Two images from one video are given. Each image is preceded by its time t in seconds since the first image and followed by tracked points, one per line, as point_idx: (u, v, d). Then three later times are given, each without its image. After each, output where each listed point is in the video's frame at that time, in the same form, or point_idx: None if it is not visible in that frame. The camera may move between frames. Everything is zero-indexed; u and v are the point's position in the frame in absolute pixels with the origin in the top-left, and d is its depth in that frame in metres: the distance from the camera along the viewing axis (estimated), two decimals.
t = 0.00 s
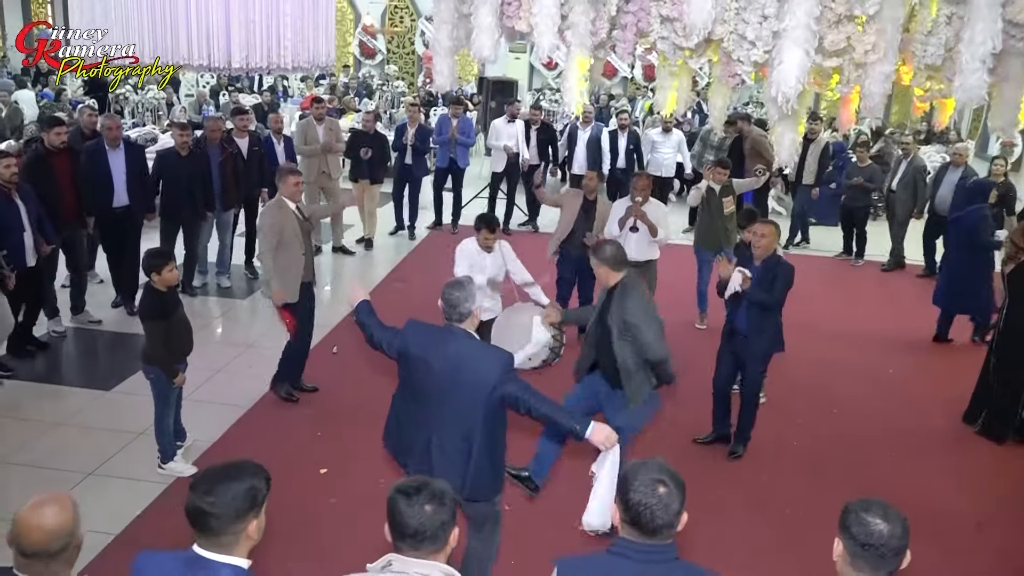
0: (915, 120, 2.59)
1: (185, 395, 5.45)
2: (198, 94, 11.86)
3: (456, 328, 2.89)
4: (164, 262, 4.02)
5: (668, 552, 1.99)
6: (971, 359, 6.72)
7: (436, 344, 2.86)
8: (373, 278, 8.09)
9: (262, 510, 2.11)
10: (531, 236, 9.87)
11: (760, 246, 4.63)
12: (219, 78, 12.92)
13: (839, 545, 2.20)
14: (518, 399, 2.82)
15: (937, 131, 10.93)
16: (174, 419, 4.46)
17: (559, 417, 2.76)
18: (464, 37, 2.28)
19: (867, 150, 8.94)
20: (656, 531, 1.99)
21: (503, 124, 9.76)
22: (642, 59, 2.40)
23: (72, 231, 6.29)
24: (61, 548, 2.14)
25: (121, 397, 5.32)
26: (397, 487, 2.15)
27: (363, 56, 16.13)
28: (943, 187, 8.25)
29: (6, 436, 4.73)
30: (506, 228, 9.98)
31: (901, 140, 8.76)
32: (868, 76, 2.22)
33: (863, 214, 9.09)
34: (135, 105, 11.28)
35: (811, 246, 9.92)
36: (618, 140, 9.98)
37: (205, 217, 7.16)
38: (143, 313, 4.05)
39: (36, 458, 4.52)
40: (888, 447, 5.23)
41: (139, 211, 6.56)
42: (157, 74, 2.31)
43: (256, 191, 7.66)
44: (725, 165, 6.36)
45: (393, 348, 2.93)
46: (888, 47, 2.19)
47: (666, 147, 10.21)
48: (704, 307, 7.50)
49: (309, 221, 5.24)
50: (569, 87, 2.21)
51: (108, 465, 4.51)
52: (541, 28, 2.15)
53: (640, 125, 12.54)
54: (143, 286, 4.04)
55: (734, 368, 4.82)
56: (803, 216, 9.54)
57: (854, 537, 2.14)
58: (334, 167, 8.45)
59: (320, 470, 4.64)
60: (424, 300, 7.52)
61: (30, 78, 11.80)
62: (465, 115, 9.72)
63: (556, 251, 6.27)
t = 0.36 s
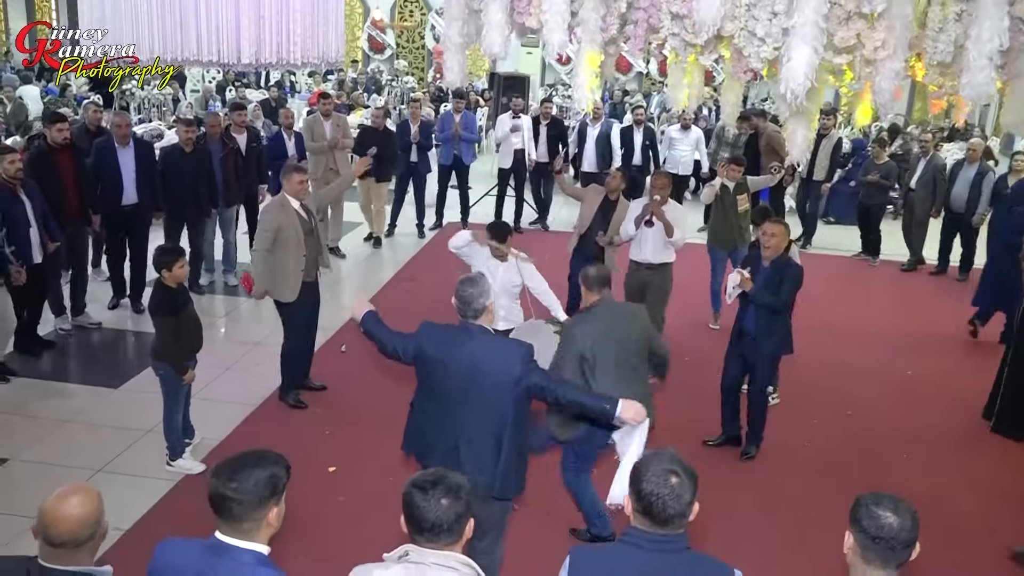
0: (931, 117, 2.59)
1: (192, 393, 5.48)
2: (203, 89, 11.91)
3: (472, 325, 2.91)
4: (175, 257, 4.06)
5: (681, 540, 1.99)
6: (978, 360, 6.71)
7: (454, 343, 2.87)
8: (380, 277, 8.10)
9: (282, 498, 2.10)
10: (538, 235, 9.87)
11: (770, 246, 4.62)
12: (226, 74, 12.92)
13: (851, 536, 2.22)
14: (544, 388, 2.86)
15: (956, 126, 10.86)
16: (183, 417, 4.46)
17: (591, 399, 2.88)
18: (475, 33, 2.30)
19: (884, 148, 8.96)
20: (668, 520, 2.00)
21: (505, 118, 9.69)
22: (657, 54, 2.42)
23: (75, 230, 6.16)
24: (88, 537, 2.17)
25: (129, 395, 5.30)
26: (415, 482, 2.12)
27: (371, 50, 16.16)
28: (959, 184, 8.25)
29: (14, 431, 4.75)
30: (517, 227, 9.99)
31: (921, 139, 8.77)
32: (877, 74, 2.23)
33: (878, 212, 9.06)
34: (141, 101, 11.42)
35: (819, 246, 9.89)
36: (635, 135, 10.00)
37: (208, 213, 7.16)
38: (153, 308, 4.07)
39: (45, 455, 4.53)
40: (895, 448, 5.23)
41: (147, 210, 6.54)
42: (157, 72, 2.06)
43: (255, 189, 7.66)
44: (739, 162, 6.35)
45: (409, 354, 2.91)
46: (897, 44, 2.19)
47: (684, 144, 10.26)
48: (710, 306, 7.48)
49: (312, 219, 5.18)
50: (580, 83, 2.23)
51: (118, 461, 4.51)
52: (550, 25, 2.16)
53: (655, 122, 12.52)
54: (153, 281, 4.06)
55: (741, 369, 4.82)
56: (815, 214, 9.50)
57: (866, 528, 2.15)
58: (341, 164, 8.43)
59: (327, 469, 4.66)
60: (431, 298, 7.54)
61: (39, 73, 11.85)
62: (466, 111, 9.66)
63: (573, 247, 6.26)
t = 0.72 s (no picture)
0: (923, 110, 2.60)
1: (189, 391, 5.50)
2: (199, 84, 11.90)
3: (472, 320, 2.93)
4: (173, 253, 4.09)
5: (656, 529, 2.01)
6: (975, 358, 6.72)
7: (457, 340, 2.88)
8: (381, 275, 8.12)
9: (268, 488, 2.12)
10: (533, 233, 9.89)
11: (764, 242, 4.65)
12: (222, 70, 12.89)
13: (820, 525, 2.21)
14: (553, 368, 2.93)
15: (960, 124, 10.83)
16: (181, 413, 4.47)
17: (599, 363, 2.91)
18: (473, 29, 2.32)
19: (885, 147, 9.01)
20: (640, 508, 2.02)
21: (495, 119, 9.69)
22: (656, 52, 2.43)
23: (68, 227, 6.12)
24: (77, 524, 2.20)
25: (126, 391, 5.30)
26: (384, 472, 2.15)
27: (369, 45, 16.17)
28: (959, 180, 8.31)
29: (10, 429, 4.76)
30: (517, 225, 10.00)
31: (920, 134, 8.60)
32: (874, 70, 2.24)
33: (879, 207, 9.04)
34: (134, 97, 11.43)
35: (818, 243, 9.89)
36: (636, 132, 10.02)
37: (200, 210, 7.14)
38: (153, 303, 4.10)
39: (42, 451, 4.54)
40: (891, 446, 5.24)
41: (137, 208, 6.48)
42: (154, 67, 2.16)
43: (244, 186, 7.67)
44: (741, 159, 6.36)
45: (410, 359, 2.89)
46: (892, 40, 2.21)
47: (687, 141, 10.27)
48: (708, 304, 7.49)
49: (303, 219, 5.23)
50: (579, 77, 2.23)
51: (116, 458, 4.52)
52: (548, 20, 2.16)
53: (658, 119, 12.52)
54: (152, 277, 4.09)
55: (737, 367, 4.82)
56: (817, 209, 9.47)
57: (834, 516, 2.16)
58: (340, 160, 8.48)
59: (325, 466, 4.68)
60: (427, 296, 7.57)
61: (35, 69, 11.83)
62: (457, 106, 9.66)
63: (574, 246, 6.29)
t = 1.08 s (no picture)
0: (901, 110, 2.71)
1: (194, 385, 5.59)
2: (201, 87, 12.01)
3: (471, 317, 3.01)
4: (180, 250, 4.16)
5: (602, 505, 2.09)
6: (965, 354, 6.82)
7: (454, 336, 2.96)
8: (382, 273, 8.22)
9: (245, 468, 2.18)
10: (523, 232, 10.02)
11: (746, 243, 4.73)
12: (223, 72, 12.99)
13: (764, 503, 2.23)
14: (550, 351, 3.01)
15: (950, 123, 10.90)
16: (186, 407, 4.55)
17: (590, 334, 2.97)
18: (470, 33, 2.39)
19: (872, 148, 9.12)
20: (586, 483, 2.11)
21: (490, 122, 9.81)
22: (650, 55, 2.53)
23: (76, 226, 6.18)
24: (55, 499, 2.24)
25: (134, 386, 5.38)
26: (346, 454, 2.22)
27: (369, 49, 16.38)
28: (944, 180, 8.35)
29: (13, 421, 4.84)
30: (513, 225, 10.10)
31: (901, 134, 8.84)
32: (856, 72, 2.33)
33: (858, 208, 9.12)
34: (138, 99, 11.51)
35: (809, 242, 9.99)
36: (633, 133, 10.12)
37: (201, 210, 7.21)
38: (160, 299, 4.19)
39: (48, 444, 4.62)
40: (878, 439, 5.33)
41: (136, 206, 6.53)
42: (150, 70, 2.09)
43: (245, 186, 7.75)
44: (733, 158, 6.45)
45: (408, 356, 2.99)
46: (873, 43, 2.30)
47: (682, 143, 10.30)
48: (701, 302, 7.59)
49: (309, 219, 5.32)
50: (572, 78, 2.31)
51: (123, 450, 4.60)
52: (542, 24, 2.24)
53: (654, 120, 12.65)
54: (159, 273, 4.17)
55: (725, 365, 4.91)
56: (805, 209, 9.52)
57: (778, 495, 2.18)
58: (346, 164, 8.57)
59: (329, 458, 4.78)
60: (422, 294, 7.68)
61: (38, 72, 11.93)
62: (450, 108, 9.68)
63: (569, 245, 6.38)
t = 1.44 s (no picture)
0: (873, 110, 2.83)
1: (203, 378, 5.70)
2: (205, 91, 12.15)
3: (460, 307, 3.13)
4: (190, 248, 4.28)
5: (574, 484, 2.21)
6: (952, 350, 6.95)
7: (443, 327, 3.08)
8: (382, 272, 8.35)
9: (243, 449, 2.28)
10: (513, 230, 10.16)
11: (730, 238, 4.84)
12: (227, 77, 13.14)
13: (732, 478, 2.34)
14: (534, 338, 3.11)
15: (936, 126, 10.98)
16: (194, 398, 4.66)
17: (574, 321, 3.02)
18: (467, 38, 2.51)
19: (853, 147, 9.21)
20: (558, 463, 2.23)
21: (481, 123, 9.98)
22: (639, 57, 2.65)
23: (87, 227, 6.32)
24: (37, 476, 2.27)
25: (141, 380, 5.50)
26: (342, 437, 2.28)
27: (370, 54, 16.60)
28: (925, 180, 8.54)
29: (24, 411, 4.98)
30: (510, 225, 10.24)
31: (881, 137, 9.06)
32: (835, 75, 2.45)
33: (841, 210, 9.26)
34: (145, 103, 11.65)
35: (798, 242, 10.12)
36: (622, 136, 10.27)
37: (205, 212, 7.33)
38: (168, 295, 4.30)
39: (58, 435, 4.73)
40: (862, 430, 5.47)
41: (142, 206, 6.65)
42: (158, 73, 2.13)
43: (248, 187, 7.87)
44: (722, 159, 6.59)
45: (399, 342, 3.09)
46: (851, 48, 2.41)
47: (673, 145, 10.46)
48: (693, 299, 7.73)
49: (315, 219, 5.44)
50: (565, 82, 2.43)
51: (134, 441, 4.71)
52: (536, 30, 2.37)
53: (649, 123, 12.82)
54: (169, 270, 4.28)
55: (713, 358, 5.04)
56: (796, 211, 9.68)
57: (740, 469, 2.30)
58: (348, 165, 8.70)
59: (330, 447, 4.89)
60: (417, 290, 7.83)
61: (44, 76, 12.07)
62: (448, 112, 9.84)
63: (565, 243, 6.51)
